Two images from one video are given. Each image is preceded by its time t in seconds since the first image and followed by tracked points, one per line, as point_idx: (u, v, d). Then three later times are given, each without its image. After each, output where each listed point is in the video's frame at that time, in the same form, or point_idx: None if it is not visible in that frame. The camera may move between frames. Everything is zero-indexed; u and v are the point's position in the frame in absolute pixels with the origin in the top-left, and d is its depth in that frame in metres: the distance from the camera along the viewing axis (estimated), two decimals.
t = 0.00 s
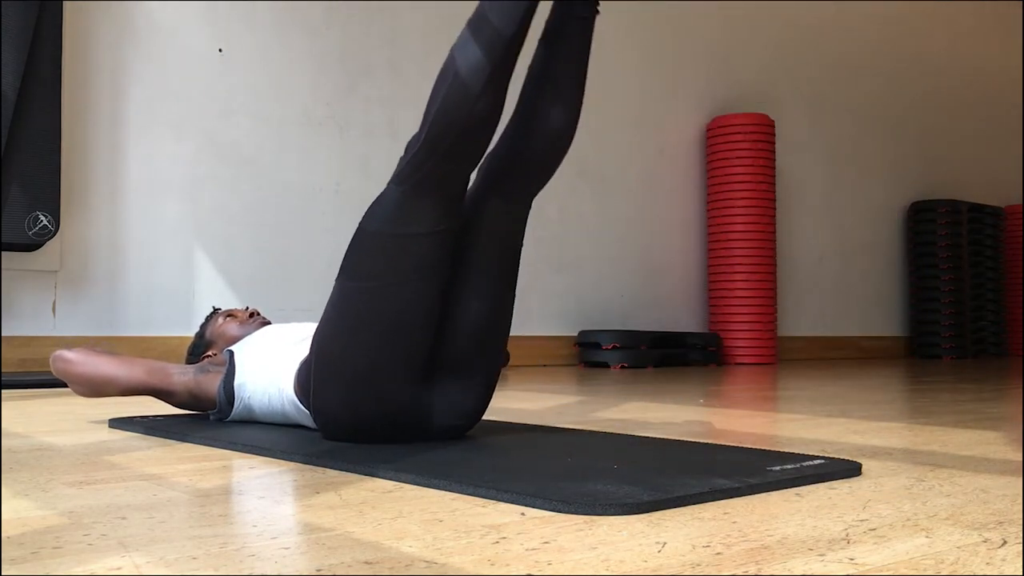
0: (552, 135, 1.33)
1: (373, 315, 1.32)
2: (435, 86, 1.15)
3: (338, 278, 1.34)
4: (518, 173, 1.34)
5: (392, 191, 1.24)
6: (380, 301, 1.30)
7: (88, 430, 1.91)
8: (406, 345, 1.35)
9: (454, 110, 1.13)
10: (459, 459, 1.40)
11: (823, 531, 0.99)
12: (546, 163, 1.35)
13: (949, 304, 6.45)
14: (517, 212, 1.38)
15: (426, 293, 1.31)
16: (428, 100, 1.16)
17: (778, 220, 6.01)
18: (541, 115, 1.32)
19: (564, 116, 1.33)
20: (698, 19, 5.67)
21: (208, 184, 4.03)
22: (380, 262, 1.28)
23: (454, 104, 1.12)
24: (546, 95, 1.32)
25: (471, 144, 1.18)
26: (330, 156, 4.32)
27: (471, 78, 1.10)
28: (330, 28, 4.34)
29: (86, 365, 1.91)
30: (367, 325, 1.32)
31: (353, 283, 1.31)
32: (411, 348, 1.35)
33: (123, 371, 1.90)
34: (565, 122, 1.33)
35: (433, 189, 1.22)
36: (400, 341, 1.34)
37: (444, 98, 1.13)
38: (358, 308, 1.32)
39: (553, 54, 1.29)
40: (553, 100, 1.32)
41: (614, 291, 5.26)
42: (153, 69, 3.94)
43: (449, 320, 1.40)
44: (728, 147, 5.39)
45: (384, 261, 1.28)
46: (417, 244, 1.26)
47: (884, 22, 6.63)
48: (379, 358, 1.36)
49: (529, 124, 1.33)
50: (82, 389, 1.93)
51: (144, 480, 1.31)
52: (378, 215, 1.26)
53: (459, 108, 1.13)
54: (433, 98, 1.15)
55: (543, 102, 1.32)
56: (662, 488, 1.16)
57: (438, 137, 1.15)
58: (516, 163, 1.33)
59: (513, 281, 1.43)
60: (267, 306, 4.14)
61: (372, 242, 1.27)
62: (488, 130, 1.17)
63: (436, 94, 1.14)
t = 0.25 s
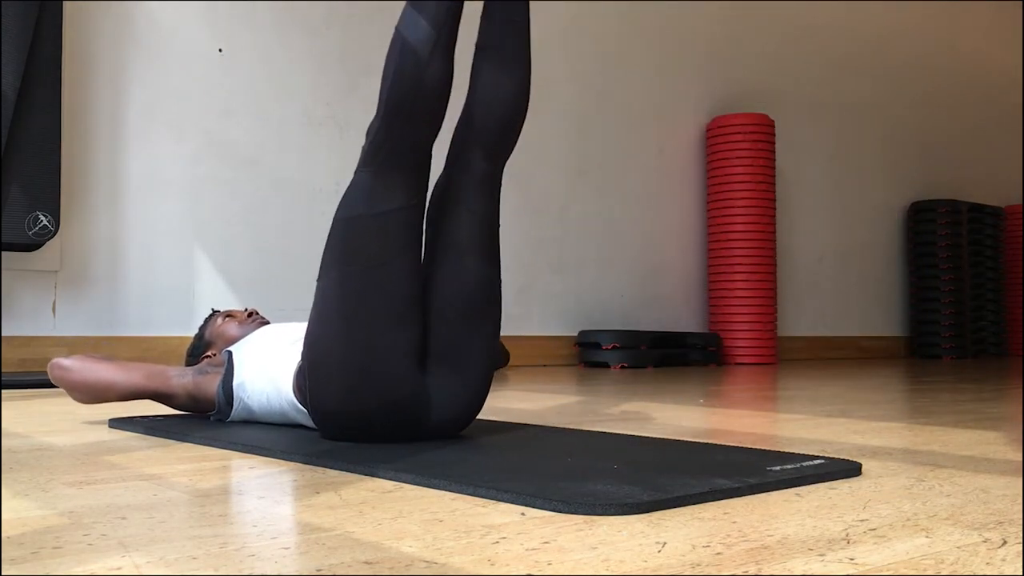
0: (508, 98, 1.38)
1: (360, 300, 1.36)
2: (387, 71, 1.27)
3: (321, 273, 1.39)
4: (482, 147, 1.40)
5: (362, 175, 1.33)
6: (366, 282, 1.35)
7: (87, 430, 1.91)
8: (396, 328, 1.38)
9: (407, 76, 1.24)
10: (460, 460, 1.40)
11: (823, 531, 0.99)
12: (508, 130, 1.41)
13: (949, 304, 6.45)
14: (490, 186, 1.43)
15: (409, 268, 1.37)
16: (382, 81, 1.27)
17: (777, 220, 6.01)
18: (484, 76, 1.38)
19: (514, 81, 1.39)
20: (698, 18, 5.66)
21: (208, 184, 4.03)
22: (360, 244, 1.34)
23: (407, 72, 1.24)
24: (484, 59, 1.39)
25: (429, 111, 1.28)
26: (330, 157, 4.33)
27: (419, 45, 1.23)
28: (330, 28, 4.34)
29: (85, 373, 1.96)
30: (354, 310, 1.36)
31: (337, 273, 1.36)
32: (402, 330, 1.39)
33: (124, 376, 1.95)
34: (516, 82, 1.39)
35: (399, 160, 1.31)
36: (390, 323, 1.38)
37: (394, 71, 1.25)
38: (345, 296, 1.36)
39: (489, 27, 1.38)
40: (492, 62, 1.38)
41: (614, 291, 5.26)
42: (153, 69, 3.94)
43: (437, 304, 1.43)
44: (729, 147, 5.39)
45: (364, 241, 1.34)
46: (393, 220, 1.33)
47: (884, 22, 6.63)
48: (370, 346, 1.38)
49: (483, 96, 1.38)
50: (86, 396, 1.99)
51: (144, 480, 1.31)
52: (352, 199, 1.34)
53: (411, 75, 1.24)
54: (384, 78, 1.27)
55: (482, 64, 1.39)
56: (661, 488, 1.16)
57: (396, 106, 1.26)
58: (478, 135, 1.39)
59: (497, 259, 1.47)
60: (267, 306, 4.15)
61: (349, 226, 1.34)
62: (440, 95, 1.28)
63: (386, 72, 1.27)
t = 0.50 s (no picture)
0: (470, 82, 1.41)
1: (347, 294, 1.38)
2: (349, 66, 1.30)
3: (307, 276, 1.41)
4: (452, 134, 1.44)
5: (337, 172, 1.37)
6: (354, 275, 1.37)
7: (87, 430, 1.91)
8: (385, 319, 1.40)
9: (368, 70, 1.26)
10: (459, 459, 1.40)
11: (823, 531, 0.99)
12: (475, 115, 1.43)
13: (949, 304, 6.45)
14: (464, 171, 1.46)
15: (393, 257, 1.40)
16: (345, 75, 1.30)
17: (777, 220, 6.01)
18: (443, 64, 1.41)
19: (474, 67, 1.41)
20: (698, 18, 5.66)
21: (208, 184, 4.03)
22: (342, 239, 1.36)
23: (367, 65, 1.26)
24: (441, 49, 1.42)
25: (393, 101, 1.30)
26: (330, 158, 4.33)
27: (375, 38, 1.25)
28: (330, 28, 4.35)
29: (83, 391, 1.94)
30: (341, 304, 1.38)
31: (322, 271, 1.38)
32: (391, 320, 1.40)
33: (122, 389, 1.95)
34: (476, 66, 1.42)
35: (370, 151, 1.35)
36: (382, 312, 1.39)
37: (354, 66, 1.27)
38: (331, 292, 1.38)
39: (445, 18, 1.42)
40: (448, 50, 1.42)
41: (614, 291, 5.26)
42: (153, 69, 3.94)
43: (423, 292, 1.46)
44: (728, 147, 5.39)
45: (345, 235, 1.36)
46: (371, 211, 1.37)
47: (883, 22, 6.64)
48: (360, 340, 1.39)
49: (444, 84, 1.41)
50: (83, 411, 1.98)
51: (144, 480, 1.31)
52: (331, 197, 1.37)
53: (372, 68, 1.26)
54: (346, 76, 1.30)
55: (446, 52, 1.42)
56: (661, 488, 1.16)
57: (359, 98, 1.29)
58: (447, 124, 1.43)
59: (480, 245, 1.50)
60: (267, 306, 4.15)
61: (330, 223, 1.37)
62: (403, 86, 1.30)
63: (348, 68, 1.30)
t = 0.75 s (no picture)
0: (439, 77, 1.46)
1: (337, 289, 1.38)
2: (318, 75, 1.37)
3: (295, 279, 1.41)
4: (424, 131, 1.48)
5: (316, 174, 1.40)
6: (344, 271, 1.38)
7: (88, 431, 1.91)
8: (378, 312, 1.40)
9: (336, 69, 1.33)
10: (457, 457, 1.40)
11: (822, 531, 0.99)
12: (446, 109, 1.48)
13: (949, 304, 6.45)
14: (439, 168, 1.51)
15: (380, 249, 1.41)
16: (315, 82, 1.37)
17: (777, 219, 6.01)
18: (409, 61, 1.45)
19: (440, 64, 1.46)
20: (698, 18, 5.66)
21: (209, 184, 4.03)
22: (329, 235, 1.38)
23: (335, 64, 1.33)
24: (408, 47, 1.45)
25: (364, 96, 1.36)
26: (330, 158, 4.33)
27: (341, 39, 1.33)
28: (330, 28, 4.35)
29: (85, 401, 1.95)
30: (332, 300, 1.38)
31: (311, 271, 1.38)
32: (383, 313, 1.41)
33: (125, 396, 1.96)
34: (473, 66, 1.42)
35: (348, 148, 1.39)
36: (374, 307, 1.40)
37: (323, 68, 1.34)
38: (321, 290, 1.38)
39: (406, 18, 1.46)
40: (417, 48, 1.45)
41: (614, 291, 5.26)
42: (153, 69, 3.94)
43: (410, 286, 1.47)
44: (728, 147, 5.39)
45: (331, 231, 1.38)
46: (355, 204, 1.39)
47: (883, 22, 6.64)
48: (353, 335, 1.39)
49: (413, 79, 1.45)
50: (83, 420, 1.97)
51: (144, 481, 1.31)
52: (314, 197, 1.39)
53: (341, 66, 1.33)
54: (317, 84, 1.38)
55: (409, 50, 1.45)
56: (661, 488, 1.16)
57: (331, 97, 1.35)
58: (418, 121, 1.47)
59: (461, 238, 1.53)
60: (267, 307, 4.15)
61: (316, 221, 1.38)
62: (372, 81, 1.36)
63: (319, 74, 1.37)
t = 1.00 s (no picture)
0: (422, 78, 1.47)
1: (333, 287, 1.38)
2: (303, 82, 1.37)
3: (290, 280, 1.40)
4: (411, 132, 1.48)
5: (305, 177, 1.39)
6: (339, 271, 1.38)
7: (88, 431, 1.91)
8: (375, 310, 1.40)
9: (321, 72, 1.34)
10: (456, 456, 1.40)
11: (823, 531, 0.99)
12: (432, 107, 1.48)
13: (949, 304, 6.45)
14: (428, 168, 1.51)
15: (374, 247, 1.41)
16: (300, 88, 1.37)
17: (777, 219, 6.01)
18: (395, 63, 1.46)
19: (423, 65, 1.47)
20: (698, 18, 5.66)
21: (209, 184, 4.03)
22: (323, 235, 1.38)
23: (320, 68, 1.34)
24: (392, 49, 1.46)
25: (351, 97, 1.36)
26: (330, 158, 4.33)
27: (324, 43, 1.34)
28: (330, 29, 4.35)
29: (83, 401, 1.95)
30: (328, 299, 1.38)
31: (305, 272, 1.38)
32: (380, 311, 1.40)
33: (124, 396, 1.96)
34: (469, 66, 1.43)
35: (338, 148, 1.39)
36: (370, 306, 1.39)
37: (307, 73, 1.35)
38: (316, 290, 1.38)
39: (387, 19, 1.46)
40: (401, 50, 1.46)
41: (614, 292, 5.26)
42: (154, 70, 3.94)
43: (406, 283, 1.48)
44: (728, 147, 5.39)
45: (325, 231, 1.38)
46: (346, 204, 1.38)
47: (883, 22, 6.64)
48: (349, 335, 1.38)
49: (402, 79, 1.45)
50: (81, 421, 1.97)
51: (144, 481, 1.31)
52: (306, 199, 1.39)
53: (325, 69, 1.34)
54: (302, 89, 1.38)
55: (392, 54, 1.46)
56: (661, 488, 1.16)
57: (317, 100, 1.35)
58: (406, 122, 1.47)
59: (454, 236, 1.53)
60: (268, 307, 4.15)
61: (309, 222, 1.38)
62: (357, 82, 1.36)
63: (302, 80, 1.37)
